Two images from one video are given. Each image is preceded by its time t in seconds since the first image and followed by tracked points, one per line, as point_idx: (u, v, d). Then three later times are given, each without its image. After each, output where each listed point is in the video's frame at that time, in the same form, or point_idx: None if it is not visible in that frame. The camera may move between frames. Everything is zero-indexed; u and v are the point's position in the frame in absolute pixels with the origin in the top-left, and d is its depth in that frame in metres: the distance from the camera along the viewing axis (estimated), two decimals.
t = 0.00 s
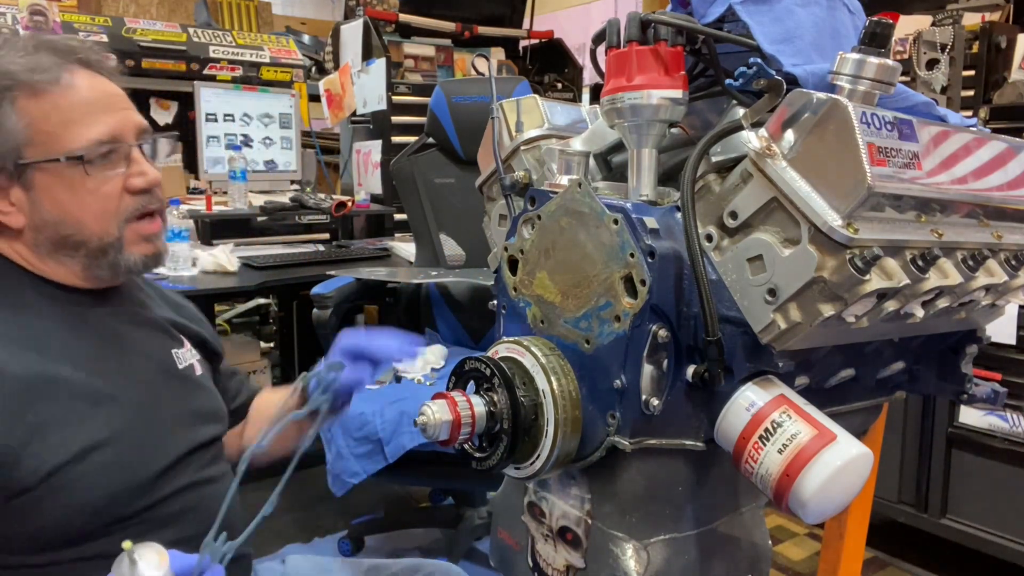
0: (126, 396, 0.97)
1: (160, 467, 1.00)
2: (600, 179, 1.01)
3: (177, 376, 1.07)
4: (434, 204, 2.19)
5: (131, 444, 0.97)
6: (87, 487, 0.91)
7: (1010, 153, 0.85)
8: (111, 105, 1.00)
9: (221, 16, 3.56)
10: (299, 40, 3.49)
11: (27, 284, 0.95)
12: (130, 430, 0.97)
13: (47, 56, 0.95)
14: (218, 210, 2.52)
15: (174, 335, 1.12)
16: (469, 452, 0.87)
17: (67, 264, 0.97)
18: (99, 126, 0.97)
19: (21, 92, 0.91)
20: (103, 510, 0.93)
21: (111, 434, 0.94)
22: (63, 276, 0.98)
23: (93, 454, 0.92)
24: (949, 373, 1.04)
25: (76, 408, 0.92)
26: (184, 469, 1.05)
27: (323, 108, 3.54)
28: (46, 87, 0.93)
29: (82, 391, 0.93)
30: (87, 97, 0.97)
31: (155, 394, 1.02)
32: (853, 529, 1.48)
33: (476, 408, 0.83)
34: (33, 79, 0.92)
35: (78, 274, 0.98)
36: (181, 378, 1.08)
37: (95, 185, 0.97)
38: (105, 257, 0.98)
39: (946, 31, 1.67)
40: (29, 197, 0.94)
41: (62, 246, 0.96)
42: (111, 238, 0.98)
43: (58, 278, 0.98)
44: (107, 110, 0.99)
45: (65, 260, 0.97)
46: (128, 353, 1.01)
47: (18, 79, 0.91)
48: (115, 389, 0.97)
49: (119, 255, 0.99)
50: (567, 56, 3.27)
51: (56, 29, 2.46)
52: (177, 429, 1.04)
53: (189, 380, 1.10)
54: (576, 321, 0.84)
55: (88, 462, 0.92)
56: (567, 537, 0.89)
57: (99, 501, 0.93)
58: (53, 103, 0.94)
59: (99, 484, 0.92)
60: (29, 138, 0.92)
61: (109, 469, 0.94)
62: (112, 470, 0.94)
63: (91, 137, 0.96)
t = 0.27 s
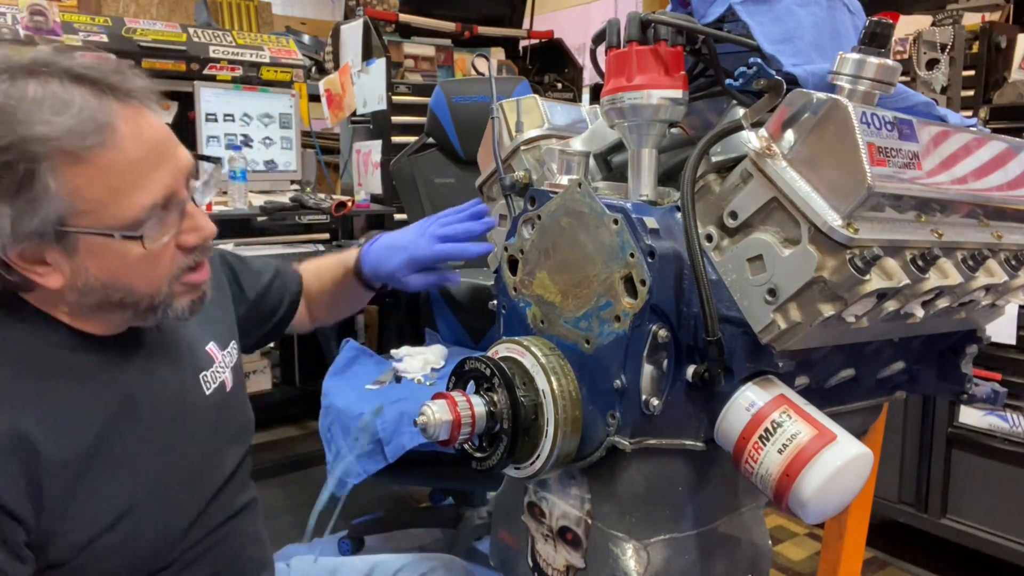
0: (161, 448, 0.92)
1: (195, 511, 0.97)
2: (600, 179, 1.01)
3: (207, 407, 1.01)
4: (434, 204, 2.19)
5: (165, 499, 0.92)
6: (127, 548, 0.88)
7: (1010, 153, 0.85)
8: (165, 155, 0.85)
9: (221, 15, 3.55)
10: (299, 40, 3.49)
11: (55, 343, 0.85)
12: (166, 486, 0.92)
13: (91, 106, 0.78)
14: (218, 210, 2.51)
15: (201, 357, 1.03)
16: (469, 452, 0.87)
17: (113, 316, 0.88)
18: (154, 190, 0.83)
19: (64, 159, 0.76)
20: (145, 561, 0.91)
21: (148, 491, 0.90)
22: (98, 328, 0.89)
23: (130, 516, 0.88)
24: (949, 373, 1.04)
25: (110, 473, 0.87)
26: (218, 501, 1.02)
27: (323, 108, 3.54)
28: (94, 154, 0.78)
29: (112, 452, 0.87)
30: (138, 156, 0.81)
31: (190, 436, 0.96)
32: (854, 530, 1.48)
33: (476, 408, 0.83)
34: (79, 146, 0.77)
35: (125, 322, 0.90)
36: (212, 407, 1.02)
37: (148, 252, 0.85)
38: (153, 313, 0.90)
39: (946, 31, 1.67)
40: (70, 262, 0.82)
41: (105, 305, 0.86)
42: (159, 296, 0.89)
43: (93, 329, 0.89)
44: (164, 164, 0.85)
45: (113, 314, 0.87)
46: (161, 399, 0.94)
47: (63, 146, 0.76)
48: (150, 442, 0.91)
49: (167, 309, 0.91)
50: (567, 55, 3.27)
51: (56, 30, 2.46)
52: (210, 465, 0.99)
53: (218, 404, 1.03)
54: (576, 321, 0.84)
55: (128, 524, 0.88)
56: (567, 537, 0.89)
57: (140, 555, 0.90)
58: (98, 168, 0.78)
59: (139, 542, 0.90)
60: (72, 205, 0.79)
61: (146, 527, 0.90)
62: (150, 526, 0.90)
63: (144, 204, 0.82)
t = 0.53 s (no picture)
0: (166, 447, 0.89)
1: (205, 511, 0.93)
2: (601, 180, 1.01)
3: (205, 405, 0.97)
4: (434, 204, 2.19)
5: (175, 499, 0.89)
6: (138, 553, 0.85)
7: (1011, 154, 0.85)
8: (195, 157, 0.86)
9: (220, 15, 3.55)
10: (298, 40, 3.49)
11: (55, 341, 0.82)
12: (174, 486, 0.89)
13: (128, 104, 0.79)
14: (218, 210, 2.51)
15: (197, 355, 1.00)
16: (469, 452, 0.88)
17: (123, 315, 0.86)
18: (180, 189, 0.83)
19: (97, 149, 0.77)
20: (159, 563, 0.88)
21: (156, 493, 0.86)
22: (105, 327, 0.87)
23: (138, 519, 0.85)
24: (949, 374, 1.04)
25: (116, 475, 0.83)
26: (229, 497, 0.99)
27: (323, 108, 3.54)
28: (129, 147, 0.78)
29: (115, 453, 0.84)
30: (167, 157, 0.81)
31: (193, 434, 0.93)
32: (854, 530, 1.48)
33: (476, 408, 0.83)
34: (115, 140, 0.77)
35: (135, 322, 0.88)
36: (210, 404, 0.98)
37: (164, 253, 0.84)
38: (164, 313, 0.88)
39: (946, 31, 1.67)
40: (86, 256, 0.81)
41: (116, 304, 0.84)
42: (169, 297, 0.87)
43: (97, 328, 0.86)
44: (194, 167, 0.85)
45: (121, 314, 0.86)
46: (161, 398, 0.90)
47: (97, 139, 0.76)
48: (154, 441, 0.87)
49: (178, 310, 0.89)
50: (566, 56, 3.27)
51: (56, 30, 2.46)
52: (218, 464, 0.96)
53: (217, 401, 1.00)
54: (576, 321, 0.84)
55: (139, 527, 0.85)
56: (567, 537, 0.89)
57: (152, 559, 0.87)
58: (131, 162, 0.79)
59: (151, 546, 0.86)
60: (96, 199, 0.78)
61: (157, 529, 0.87)
62: (160, 529, 0.87)
63: (170, 205, 0.82)
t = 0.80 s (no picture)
0: (147, 432, 0.86)
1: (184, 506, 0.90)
2: (601, 179, 1.01)
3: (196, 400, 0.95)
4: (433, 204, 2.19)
5: (151, 492, 0.86)
6: (107, 543, 0.81)
7: (1011, 153, 0.85)
8: (182, 148, 0.84)
9: (220, 16, 3.55)
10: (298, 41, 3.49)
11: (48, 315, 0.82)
12: (152, 473, 0.86)
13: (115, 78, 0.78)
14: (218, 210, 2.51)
15: (196, 352, 0.98)
16: (469, 452, 0.88)
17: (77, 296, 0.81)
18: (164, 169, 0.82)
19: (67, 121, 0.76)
20: (127, 561, 0.84)
21: (131, 481, 0.83)
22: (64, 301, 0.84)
23: (109, 506, 0.82)
24: (949, 373, 1.04)
25: (90, 457, 0.81)
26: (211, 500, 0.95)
27: (323, 108, 3.54)
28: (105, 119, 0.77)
29: (92, 436, 0.82)
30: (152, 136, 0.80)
31: (179, 425, 0.90)
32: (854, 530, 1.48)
33: (475, 408, 0.83)
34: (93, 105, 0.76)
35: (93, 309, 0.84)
36: (203, 400, 0.96)
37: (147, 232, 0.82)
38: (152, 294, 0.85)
39: (946, 31, 1.67)
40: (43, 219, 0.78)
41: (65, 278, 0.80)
42: (113, 285, 0.81)
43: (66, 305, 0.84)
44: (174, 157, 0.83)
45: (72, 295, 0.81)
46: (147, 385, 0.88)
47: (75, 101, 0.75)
48: (135, 428, 0.85)
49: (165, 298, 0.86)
50: (567, 56, 3.27)
51: (56, 30, 2.45)
52: (203, 458, 0.93)
53: (211, 399, 0.97)
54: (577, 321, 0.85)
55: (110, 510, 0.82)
56: (567, 537, 0.89)
57: (122, 553, 0.83)
58: (101, 132, 0.76)
59: (121, 536, 0.82)
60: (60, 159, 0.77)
61: (129, 519, 0.83)
62: (133, 520, 0.84)
63: (135, 184, 0.79)
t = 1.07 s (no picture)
0: (160, 425, 0.95)
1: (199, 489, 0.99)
2: (601, 180, 1.01)
3: (213, 394, 1.03)
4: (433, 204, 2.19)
5: (165, 475, 0.95)
6: (126, 520, 0.91)
7: (1011, 153, 0.85)
8: (156, 162, 0.89)
9: (221, 16, 3.55)
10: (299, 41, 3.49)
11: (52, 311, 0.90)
12: (163, 458, 0.95)
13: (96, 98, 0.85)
14: (218, 210, 2.51)
15: (218, 344, 1.06)
16: (469, 452, 0.88)
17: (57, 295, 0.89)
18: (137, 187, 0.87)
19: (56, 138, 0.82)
20: (145, 537, 0.94)
21: (145, 465, 0.93)
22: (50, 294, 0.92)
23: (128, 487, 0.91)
24: (949, 373, 1.04)
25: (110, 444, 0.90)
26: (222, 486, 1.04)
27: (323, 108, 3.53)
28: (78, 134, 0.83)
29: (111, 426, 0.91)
30: (127, 154, 0.86)
31: (192, 415, 0.99)
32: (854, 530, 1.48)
33: (475, 408, 0.83)
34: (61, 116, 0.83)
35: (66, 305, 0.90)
36: (218, 393, 1.04)
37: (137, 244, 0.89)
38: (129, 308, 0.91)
39: (947, 31, 1.67)
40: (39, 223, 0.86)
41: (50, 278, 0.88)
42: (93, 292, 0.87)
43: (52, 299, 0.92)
44: (145, 174, 0.88)
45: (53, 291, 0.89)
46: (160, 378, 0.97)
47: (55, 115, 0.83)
48: (152, 417, 0.94)
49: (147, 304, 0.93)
50: (567, 55, 3.27)
51: (56, 30, 2.45)
52: (212, 450, 1.02)
53: (229, 391, 1.06)
54: (577, 321, 0.85)
55: (125, 495, 0.91)
56: (567, 537, 0.89)
57: (140, 531, 0.92)
58: (67, 146, 0.82)
59: (139, 515, 0.92)
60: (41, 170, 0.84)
61: (146, 500, 0.93)
62: (149, 499, 0.93)
63: (99, 198, 0.85)
